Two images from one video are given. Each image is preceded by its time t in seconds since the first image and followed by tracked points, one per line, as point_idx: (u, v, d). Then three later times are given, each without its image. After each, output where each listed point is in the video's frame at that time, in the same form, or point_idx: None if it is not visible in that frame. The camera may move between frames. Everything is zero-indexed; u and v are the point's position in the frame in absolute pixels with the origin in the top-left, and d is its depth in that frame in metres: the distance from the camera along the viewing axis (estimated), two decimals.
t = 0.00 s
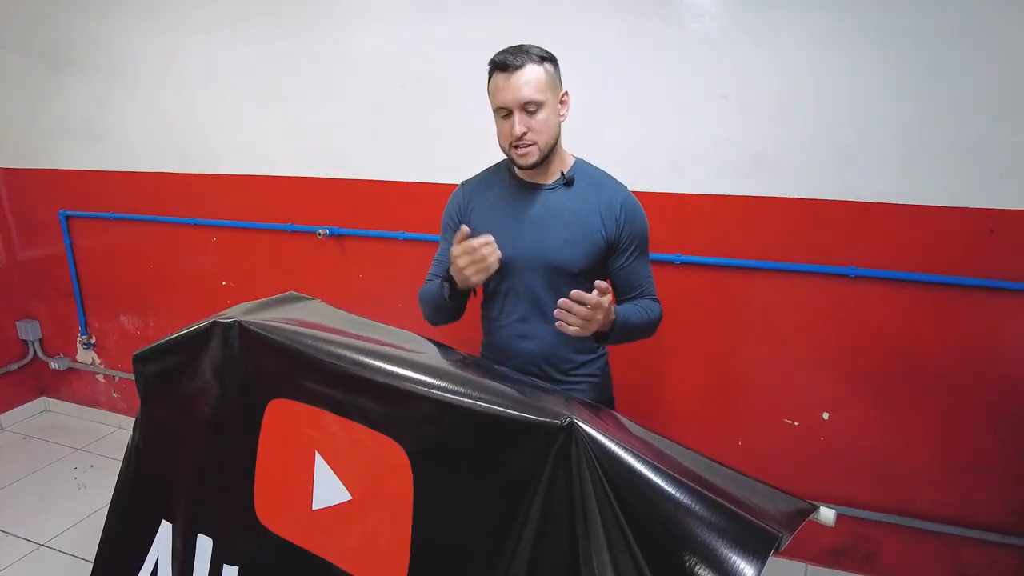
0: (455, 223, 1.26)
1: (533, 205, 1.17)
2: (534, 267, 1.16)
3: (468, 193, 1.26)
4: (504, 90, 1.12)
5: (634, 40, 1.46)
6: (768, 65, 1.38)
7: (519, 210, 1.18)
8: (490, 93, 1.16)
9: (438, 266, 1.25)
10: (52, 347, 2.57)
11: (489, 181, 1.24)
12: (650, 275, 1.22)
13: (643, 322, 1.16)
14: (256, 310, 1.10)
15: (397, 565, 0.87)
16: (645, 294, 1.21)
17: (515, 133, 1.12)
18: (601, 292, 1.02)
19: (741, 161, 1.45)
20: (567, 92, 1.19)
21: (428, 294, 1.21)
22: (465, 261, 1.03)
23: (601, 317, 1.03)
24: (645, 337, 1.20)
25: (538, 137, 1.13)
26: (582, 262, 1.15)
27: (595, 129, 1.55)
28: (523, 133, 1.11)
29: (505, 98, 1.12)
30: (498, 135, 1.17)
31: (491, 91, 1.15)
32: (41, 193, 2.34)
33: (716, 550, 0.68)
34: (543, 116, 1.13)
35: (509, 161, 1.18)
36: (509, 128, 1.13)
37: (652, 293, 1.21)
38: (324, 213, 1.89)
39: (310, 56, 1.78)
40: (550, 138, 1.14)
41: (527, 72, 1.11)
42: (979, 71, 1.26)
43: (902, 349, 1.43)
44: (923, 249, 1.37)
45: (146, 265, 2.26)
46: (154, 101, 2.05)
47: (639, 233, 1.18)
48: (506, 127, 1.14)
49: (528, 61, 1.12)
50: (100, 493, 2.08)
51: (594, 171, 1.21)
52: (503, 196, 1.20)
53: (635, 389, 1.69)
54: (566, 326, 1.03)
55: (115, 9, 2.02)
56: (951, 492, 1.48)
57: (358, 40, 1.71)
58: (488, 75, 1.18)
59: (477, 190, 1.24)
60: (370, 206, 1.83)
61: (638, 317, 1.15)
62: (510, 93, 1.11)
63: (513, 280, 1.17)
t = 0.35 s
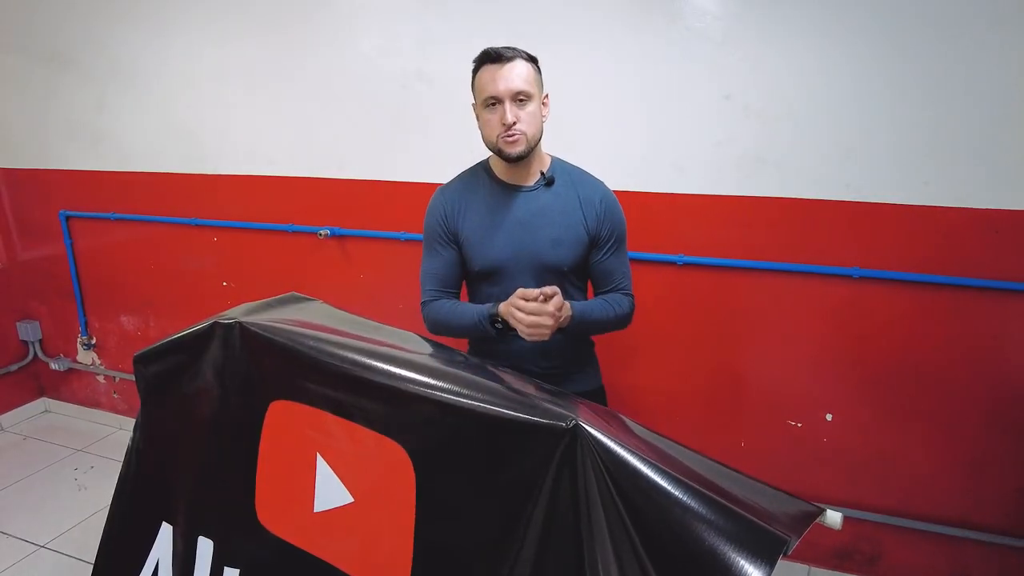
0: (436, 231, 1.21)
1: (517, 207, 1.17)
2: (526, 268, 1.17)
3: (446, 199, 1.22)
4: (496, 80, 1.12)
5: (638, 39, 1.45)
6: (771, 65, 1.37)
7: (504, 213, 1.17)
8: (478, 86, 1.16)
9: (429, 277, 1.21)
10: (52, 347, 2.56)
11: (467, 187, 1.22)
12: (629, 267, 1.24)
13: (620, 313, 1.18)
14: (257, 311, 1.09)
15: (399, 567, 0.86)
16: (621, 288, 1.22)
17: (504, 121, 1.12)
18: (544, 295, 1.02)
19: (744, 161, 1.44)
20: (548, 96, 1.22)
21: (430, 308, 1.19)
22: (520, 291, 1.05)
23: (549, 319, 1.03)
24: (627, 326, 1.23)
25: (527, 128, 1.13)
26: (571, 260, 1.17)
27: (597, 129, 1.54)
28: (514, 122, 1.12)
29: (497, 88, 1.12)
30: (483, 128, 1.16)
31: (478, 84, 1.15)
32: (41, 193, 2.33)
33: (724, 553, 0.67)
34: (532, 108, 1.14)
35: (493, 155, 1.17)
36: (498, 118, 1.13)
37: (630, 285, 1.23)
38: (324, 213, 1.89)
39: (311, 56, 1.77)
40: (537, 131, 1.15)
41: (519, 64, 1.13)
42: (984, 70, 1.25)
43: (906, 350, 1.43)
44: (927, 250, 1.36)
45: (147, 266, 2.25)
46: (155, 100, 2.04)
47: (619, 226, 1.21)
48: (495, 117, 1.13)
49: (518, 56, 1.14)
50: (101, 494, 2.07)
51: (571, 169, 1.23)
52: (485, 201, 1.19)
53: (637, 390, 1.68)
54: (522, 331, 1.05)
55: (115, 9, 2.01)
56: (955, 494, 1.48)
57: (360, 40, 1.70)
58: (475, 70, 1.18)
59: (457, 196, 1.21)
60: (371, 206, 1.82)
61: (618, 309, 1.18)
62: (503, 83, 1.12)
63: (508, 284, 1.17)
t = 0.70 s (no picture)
0: (433, 229, 1.21)
1: (515, 209, 1.17)
2: (522, 270, 1.17)
3: (443, 201, 1.21)
4: (502, 84, 1.12)
5: (641, 40, 1.45)
6: (775, 66, 1.37)
7: (503, 215, 1.17)
8: (483, 88, 1.15)
9: (424, 277, 1.21)
10: (53, 348, 2.56)
11: (466, 187, 1.21)
12: (623, 272, 1.24)
13: (614, 317, 1.18)
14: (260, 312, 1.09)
15: (405, 568, 0.86)
16: (615, 291, 1.22)
17: (509, 125, 1.12)
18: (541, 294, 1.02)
19: (748, 162, 1.44)
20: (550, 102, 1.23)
21: (423, 307, 1.19)
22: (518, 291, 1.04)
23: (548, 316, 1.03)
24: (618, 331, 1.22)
25: (531, 134, 1.13)
26: (569, 263, 1.17)
27: (601, 130, 1.54)
28: (518, 127, 1.11)
29: (503, 92, 1.12)
30: (486, 131, 1.16)
31: (484, 86, 1.15)
32: (43, 193, 2.33)
33: (732, 555, 0.67)
34: (537, 115, 1.14)
35: (494, 158, 1.16)
36: (503, 122, 1.13)
37: (624, 289, 1.23)
38: (327, 214, 1.89)
39: (314, 57, 1.77)
40: (539, 138, 1.15)
41: (526, 70, 1.13)
42: (989, 71, 1.25)
43: (910, 351, 1.43)
44: (931, 251, 1.36)
45: (149, 266, 2.25)
46: (157, 101, 2.04)
47: (614, 230, 1.21)
48: (500, 121, 1.13)
49: (526, 60, 1.14)
50: (103, 495, 2.07)
51: (568, 173, 1.23)
52: (483, 202, 1.19)
53: (641, 390, 1.68)
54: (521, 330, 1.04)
55: (117, 9, 2.01)
56: (959, 495, 1.48)
57: (363, 41, 1.70)
58: (480, 72, 1.18)
59: (455, 196, 1.21)
60: (373, 207, 1.82)
61: (609, 313, 1.18)
62: (510, 87, 1.12)
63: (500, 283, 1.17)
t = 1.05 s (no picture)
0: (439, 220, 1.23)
1: (518, 206, 1.18)
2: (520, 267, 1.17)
3: (456, 191, 1.24)
4: (495, 88, 1.13)
5: (644, 42, 1.45)
6: (779, 68, 1.37)
7: (506, 210, 1.18)
8: (479, 94, 1.17)
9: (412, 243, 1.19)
10: (56, 349, 2.56)
11: (475, 182, 1.23)
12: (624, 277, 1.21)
13: (610, 321, 1.14)
14: (265, 312, 1.09)
15: (410, 570, 0.87)
16: (615, 295, 1.19)
17: (506, 128, 1.13)
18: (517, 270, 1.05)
19: (751, 163, 1.44)
20: (549, 97, 1.23)
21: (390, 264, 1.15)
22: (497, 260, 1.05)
23: (543, 294, 1.04)
24: (615, 338, 1.19)
25: (529, 133, 1.14)
26: (567, 262, 1.17)
27: (605, 131, 1.54)
28: (514, 128, 1.12)
29: (496, 95, 1.13)
30: (487, 134, 1.17)
31: (479, 92, 1.16)
32: (47, 195, 2.34)
33: (739, 555, 0.68)
34: (533, 113, 1.15)
35: (498, 159, 1.18)
36: (499, 125, 1.14)
37: (623, 294, 1.20)
38: (329, 215, 1.89)
39: (317, 58, 1.78)
40: (540, 134, 1.16)
41: (517, 70, 1.13)
42: (992, 72, 1.25)
43: (913, 353, 1.43)
44: (934, 252, 1.36)
45: (151, 267, 2.26)
46: (161, 102, 2.04)
47: (616, 235, 1.19)
48: (497, 124, 1.14)
49: (516, 61, 1.14)
50: (105, 496, 2.07)
51: (577, 176, 1.23)
52: (489, 197, 1.20)
53: (643, 391, 1.68)
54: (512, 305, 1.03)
55: (121, 11, 2.01)
56: (960, 496, 1.48)
57: (366, 43, 1.71)
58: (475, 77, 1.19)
59: (464, 189, 1.23)
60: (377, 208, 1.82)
61: (604, 316, 1.14)
62: (502, 90, 1.12)
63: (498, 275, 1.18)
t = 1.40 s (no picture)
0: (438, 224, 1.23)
1: (518, 206, 1.18)
2: (523, 267, 1.17)
3: (451, 194, 1.24)
4: (498, 86, 1.14)
5: (644, 43, 1.46)
6: (780, 69, 1.38)
7: (506, 210, 1.18)
8: (481, 92, 1.17)
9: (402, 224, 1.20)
10: (57, 349, 2.57)
11: (472, 184, 1.24)
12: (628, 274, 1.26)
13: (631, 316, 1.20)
14: (269, 313, 1.10)
15: (414, 569, 0.87)
16: (625, 291, 1.25)
17: (507, 127, 1.13)
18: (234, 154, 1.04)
19: (753, 163, 1.44)
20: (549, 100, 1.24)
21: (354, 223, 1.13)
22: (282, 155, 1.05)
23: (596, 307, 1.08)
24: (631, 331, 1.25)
25: (529, 133, 1.15)
26: (569, 261, 1.18)
27: (606, 132, 1.55)
28: (516, 126, 1.13)
29: (499, 93, 1.14)
30: (487, 134, 1.18)
31: (482, 90, 1.17)
32: (49, 196, 2.34)
33: (742, 553, 0.68)
34: (534, 114, 1.16)
35: (498, 160, 1.18)
36: (501, 123, 1.14)
37: (630, 289, 1.25)
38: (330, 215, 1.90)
39: (317, 59, 1.78)
40: (540, 136, 1.16)
41: (520, 70, 1.14)
42: (992, 73, 1.26)
43: (914, 353, 1.43)
44: (935, 252, 1.37)
45: (153, 268, 2.26)
46: (162, 103, 2.05)
47: (617, 232, 1.22)
48: (498, 123, 1.15)
49: (520, 62, 1.15)
50: (107, 496, 2.07)
51: (574, 176, 1.24)
52: (488, 198, 1.20)
53: (644, 391, 1.68)
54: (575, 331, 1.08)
55: (123, 12, 2.02)
56: (962, 496, 1.48)
57: (367, 44, 1.71)
58: (478, 76, 1.20)
59: (462, 192, 1.23)
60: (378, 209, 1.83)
61: (626, 312, 1.19)
62: (505, 88, 1.13)
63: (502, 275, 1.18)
